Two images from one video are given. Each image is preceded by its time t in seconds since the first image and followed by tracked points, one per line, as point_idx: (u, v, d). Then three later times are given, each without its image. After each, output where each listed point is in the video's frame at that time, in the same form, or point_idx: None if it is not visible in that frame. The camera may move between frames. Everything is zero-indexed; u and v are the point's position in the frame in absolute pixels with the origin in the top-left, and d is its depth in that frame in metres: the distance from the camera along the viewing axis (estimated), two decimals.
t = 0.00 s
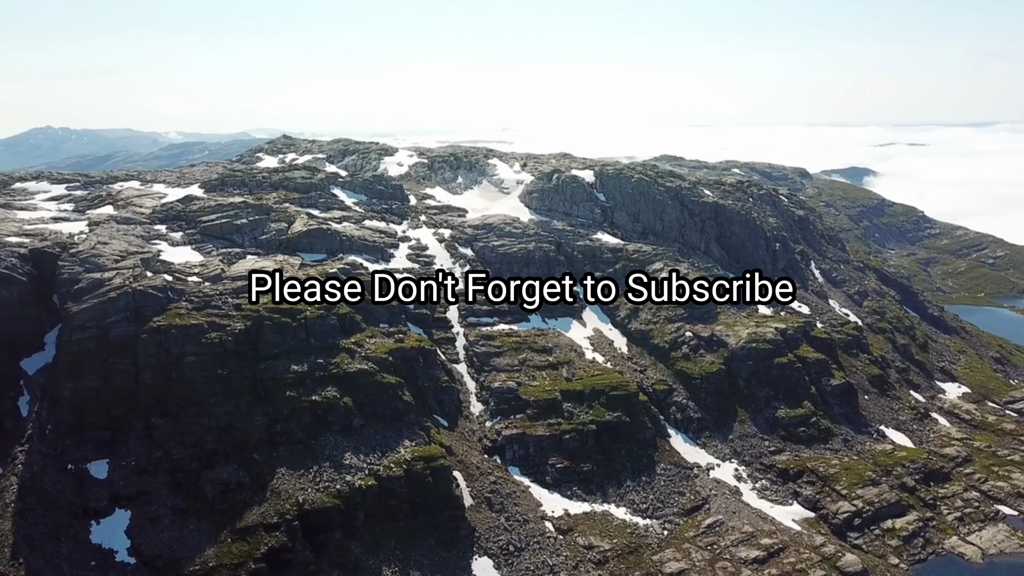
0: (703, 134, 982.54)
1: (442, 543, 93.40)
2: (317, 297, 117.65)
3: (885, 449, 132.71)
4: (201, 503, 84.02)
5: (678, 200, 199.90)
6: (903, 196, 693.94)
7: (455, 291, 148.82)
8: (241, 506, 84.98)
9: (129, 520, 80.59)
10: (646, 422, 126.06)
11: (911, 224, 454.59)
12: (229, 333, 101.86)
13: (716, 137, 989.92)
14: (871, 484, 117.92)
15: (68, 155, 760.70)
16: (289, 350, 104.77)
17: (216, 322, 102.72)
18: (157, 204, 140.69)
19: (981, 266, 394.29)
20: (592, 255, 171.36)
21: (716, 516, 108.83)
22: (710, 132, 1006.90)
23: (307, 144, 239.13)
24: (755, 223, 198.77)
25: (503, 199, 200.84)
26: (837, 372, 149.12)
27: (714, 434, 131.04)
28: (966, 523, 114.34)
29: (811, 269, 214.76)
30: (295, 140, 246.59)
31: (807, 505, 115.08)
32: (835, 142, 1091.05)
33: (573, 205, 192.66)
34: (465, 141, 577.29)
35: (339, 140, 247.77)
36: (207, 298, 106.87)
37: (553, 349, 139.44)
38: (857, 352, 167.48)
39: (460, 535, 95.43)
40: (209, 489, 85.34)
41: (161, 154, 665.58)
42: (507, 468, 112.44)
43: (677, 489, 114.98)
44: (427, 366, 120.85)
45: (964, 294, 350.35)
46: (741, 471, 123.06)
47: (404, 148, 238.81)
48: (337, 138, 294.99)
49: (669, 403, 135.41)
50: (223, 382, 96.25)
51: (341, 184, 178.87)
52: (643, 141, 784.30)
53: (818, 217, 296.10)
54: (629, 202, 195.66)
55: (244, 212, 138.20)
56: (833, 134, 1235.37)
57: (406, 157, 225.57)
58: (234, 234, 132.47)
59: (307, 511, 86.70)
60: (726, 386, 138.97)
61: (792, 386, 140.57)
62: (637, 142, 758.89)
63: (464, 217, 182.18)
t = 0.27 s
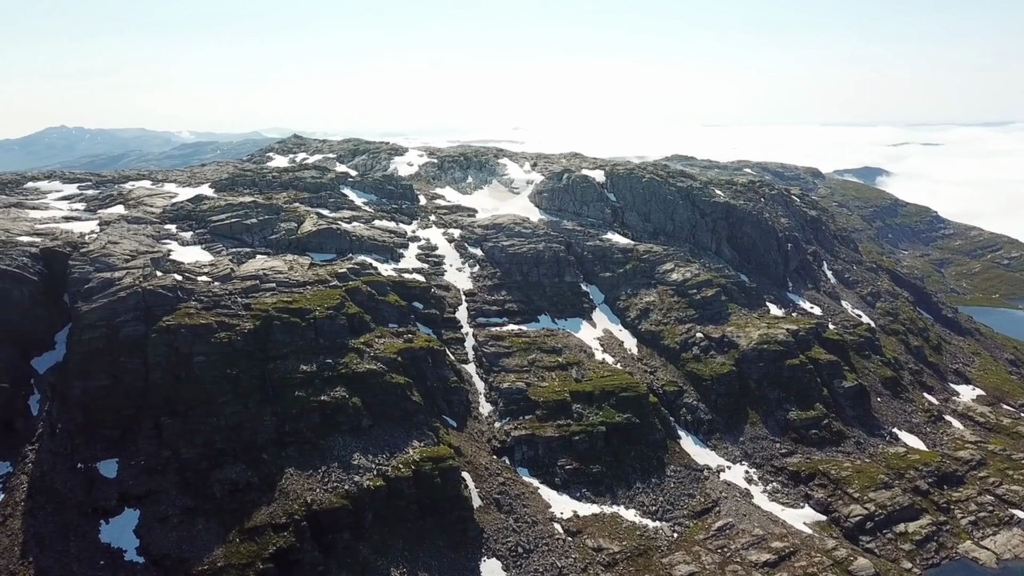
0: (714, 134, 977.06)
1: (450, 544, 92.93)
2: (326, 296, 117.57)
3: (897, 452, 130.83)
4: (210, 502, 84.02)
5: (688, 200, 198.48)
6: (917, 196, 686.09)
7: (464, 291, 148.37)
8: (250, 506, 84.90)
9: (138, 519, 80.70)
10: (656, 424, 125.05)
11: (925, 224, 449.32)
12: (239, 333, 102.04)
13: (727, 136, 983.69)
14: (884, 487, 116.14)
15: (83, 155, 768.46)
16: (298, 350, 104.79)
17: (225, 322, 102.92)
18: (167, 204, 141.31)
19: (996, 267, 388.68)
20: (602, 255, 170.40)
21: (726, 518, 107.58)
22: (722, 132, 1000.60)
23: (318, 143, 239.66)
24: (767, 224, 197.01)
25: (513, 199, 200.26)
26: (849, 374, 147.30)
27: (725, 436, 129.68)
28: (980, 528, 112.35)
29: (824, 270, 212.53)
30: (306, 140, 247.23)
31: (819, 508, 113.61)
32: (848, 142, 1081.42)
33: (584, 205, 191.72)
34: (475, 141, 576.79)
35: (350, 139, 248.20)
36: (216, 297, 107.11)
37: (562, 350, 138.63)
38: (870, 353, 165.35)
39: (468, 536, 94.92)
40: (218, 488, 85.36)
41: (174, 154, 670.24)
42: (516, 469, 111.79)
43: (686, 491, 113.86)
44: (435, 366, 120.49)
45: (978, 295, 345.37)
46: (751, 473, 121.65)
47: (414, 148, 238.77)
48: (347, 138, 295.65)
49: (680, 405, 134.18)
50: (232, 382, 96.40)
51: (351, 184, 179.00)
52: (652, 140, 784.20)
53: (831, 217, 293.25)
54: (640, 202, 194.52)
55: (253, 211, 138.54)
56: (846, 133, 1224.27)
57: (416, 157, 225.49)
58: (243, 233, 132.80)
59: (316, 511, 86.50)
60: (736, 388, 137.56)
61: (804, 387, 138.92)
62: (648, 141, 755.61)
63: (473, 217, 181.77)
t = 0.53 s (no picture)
0: (724, 134, 972.23)
1: (458, 545, 92.49)
2: (334, 296, 117.47)
3: (908, 454, 129.18)
4: (217, 502, 84.03)
5: (698, 200, 197.17)
6: (929, 196, 679.16)
7: (472, 291, 147.98)
8: (257, 506, 84.81)
9: (146, 519, 80.80)
10: (664, 425, 124.12)
11: (936, 224, 444.99)
12: (247, 333, 102.15)
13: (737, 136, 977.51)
14: (895, 490, 114.64)
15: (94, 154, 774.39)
16: (305, 350, 104.76)
17: (233, 322, 103.09)
18: (176, 204, 141.79)
19: (1010, 268, 383.74)
20: (610, 255, 169.55)
21: (735, 521, 106.54)
22: (731, 131, 994.88)
23: (327, 143, 239.98)
24: (777, 224, 195.43)
25: (521, 199, 199.68)
26: (860, 376, 145.70)
27: (734, 438, 128.49)
28: (993, 532, 110.65)
29: (834, 270, 210.53)
30: (315, 140, 247.68)
31: (829, 511, 112.35)
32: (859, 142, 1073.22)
33: (592, 205, 190.86)
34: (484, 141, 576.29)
35: (359, 139, 248.47)
36: (224, 297, 107.32)
37: (570, 351, 137.89)
38: (881, 355, 163.53)
39: (476, 537, 94.45)
40: (225, 488, 85.37)
41: (184, 154, 674.36)
42: (524, 470, 111.17)
43: (695, 493, 112.91)
44: (443, 367, 120.19)
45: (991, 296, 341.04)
46: (761, 475, 120.41)
47: (423, 147, 238.64)
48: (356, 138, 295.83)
49: (688, 406, 133.09)
50: (240, 382, 96.49)
51: (359, 184, 179.08)
52: (661, 139, 781.35)
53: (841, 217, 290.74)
54: (649, 202, 193.47)
55: (262, 211, 138.83)
56: (857, 133, 1214.44)
57: (425, 157, 225.30)
58: (252, 233, 133.04)
59: (323, 511, 86.29)
60: (746, 389, 136.30)
61: (814, 389, 137.46)
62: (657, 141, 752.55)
63: (482, 217, 181.38)
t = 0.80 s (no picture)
0: (735, 133, 966.29)
1: (467, 546, 91.95)
2: (343, 296, 117.35)
3: (922, 457, 127.21)
4: (226, 502, 83.99)
5: (709, 200, 195.58)
6: (943, 195, 671.01)
7: (481, 291, 147.46)
8: (266, 506, 84.68)
9: (155, 518, 80.85)
10: (675, 427, 122.94)
11: (950, 224, 439.68)
12: (256, 333, 102.23)
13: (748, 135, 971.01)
14: (908, 494, 112.83)
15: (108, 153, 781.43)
16: (315, 350, 104.68)
17: (243, 322, 103.19)
18: (187, 203, 142.30)
19: None
20: (621, 256, 168.48)
21: (746, 523, 105.29)
22: (743, 131, 988.29)
23: (337, 143, 240.34)
24: (789, 224, 193.49)
25: (531, 198, 198.97)
26: (873, 378, 143.77)
27: (745, 440, 127.07)
28: (1008, 537, 108.61)
29: (847, 271, 208.17)
30: (325, 140, 248.10)
31: (841, 514, 110.81)
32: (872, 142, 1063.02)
33: (603, 205, 189.84)
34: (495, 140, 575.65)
35: (369, 139, 248.78)
36: (234, 297, 107.46)
37: (580, 352, 137.02)
38: (894, 357, 161.36)
39: (484, 538, 93.86)
40: (234, 488, 85.32)
41: (197, 153, 679.63)
42: (533, 471, 110.41)
43: (705, 495, 111.71)
44: (452, 367, 119.74)
45: (1007, 297, 336.01)
46: (772, 478, 118.89)
47: (433, 147, 238.40)
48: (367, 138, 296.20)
49: (699, 408, 131.85)
50: (249, 382, 96.50)
51: (369, 183, 179.10)
52: (671, 138, 777.60)
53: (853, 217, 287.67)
54: (659, 202, 192.09)
55: (272, 211, 139.12)
56: (870, 132, 1202.44)
57: (435, 157, 225.09)
58: (262, 233, 133.31)
59: (331, 511, 86.05)
60: (757, 391, 134.76)
61: (826, 391, 135.65)
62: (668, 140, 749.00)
63: (491, 217, 180.87)
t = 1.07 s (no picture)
0: (747, 132, 959.74)
1: (475, 548, 91.37)
2: (353, 295, 117.23)
3: (935, 461, 125.23)
4: (234, 502, 83.97)
5: (720, 200, 193.98)
6: (958, 196, 662.68)
7: (491, 291, 146.98)
8: (274, 506, 84.61)
9: (163, 518, 80.95)
10: (685, 429, 121.81)
11: (965, 224, 434.16)
12: (265, 332, 102.32)
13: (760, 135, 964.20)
14: (921, 498, 110.88)
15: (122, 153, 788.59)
16: (324, 350, 104.62)
17: (252, 321, 103.33)
18: (197, 203, 142.85)
19: None
20: (631, 256, 167.44)
21: (756, 526, 104.02)
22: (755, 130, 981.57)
23: (347, 143, 240.76)
24: (801, 225, 191.53)
25: (541, 198, 198.25)
26: (886, 380, 141.83)
27: (756, 442, 125.64)
28: None
29: (860, 272, 205.81)
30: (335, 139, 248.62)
31: (853, 518, 109.20)
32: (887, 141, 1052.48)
33: (613, 205, 188.78)
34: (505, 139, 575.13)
35: (379, 139, 249.13)
36: (243, 297, 107.64)
37: (590, 352, 136.12)
38: (907, 359, 159.19)
39: (493, 540, 93.26)
40: (243, 488, 85.30)
41: (210, 153, 684.29)
42: (542, 473, 109.65)
43: (716, 498, 110.51)
44: (461, 367, 119.31)
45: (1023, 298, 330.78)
46: (783, 481, 117.51)
47: (443, 147, 238.21)
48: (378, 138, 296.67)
49: (710, 409, 130.59)
50: (258, 381, 96.56)
51: (379, 183, 179.14)
52: (683, 138, 773.89)
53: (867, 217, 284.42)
54: (671, 202, 190.79)
55: (282, 211, 139.40)
56: (884, 132, 1190.72)
57: (445, 156, 224.93)
58: (272, 232, 133.58)
59: (339, 512, 85.78)
60: (769, 393, 133.29)
61: (838, 393, 133.94)
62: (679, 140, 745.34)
63: (501, 217, 180.34)
